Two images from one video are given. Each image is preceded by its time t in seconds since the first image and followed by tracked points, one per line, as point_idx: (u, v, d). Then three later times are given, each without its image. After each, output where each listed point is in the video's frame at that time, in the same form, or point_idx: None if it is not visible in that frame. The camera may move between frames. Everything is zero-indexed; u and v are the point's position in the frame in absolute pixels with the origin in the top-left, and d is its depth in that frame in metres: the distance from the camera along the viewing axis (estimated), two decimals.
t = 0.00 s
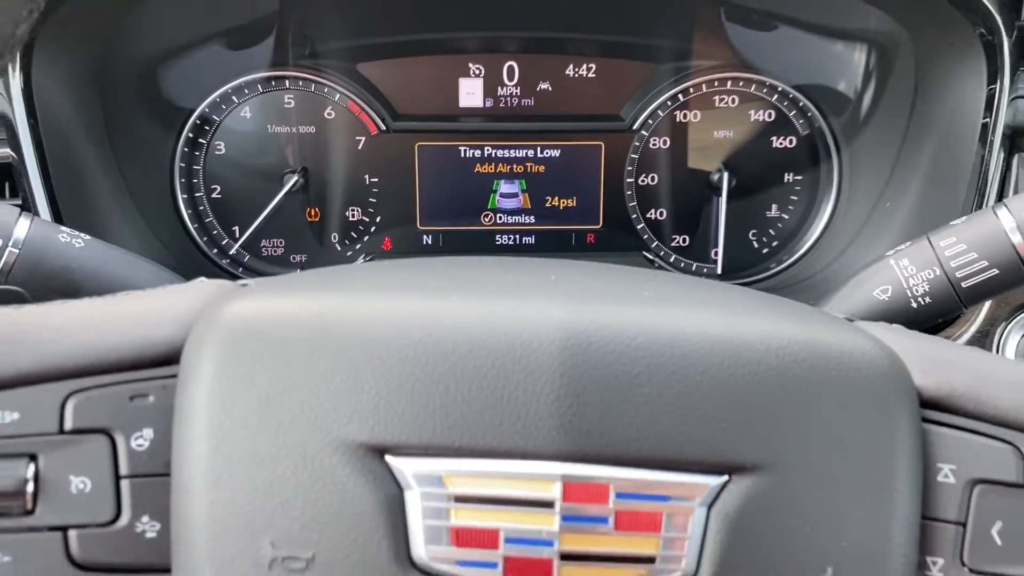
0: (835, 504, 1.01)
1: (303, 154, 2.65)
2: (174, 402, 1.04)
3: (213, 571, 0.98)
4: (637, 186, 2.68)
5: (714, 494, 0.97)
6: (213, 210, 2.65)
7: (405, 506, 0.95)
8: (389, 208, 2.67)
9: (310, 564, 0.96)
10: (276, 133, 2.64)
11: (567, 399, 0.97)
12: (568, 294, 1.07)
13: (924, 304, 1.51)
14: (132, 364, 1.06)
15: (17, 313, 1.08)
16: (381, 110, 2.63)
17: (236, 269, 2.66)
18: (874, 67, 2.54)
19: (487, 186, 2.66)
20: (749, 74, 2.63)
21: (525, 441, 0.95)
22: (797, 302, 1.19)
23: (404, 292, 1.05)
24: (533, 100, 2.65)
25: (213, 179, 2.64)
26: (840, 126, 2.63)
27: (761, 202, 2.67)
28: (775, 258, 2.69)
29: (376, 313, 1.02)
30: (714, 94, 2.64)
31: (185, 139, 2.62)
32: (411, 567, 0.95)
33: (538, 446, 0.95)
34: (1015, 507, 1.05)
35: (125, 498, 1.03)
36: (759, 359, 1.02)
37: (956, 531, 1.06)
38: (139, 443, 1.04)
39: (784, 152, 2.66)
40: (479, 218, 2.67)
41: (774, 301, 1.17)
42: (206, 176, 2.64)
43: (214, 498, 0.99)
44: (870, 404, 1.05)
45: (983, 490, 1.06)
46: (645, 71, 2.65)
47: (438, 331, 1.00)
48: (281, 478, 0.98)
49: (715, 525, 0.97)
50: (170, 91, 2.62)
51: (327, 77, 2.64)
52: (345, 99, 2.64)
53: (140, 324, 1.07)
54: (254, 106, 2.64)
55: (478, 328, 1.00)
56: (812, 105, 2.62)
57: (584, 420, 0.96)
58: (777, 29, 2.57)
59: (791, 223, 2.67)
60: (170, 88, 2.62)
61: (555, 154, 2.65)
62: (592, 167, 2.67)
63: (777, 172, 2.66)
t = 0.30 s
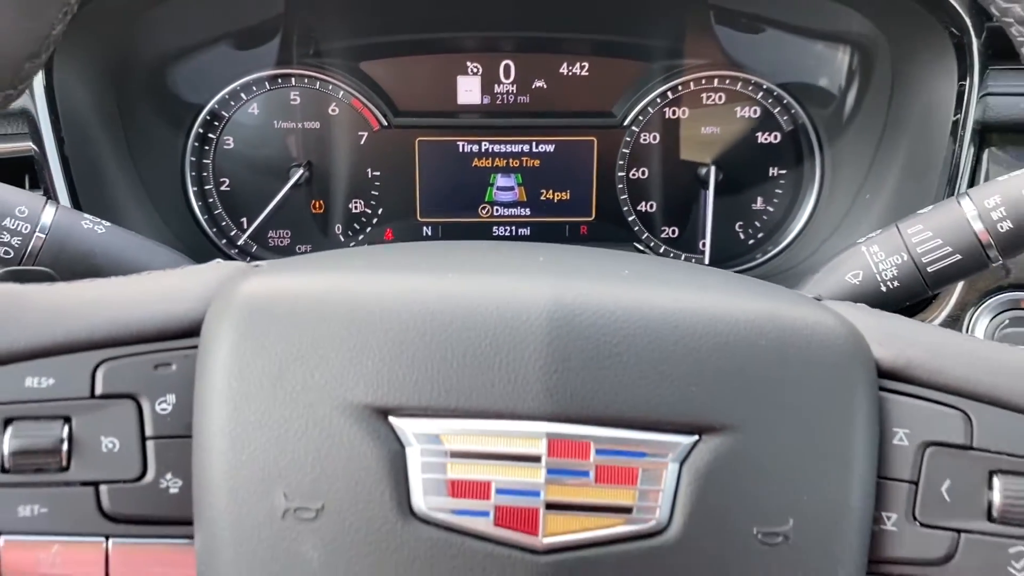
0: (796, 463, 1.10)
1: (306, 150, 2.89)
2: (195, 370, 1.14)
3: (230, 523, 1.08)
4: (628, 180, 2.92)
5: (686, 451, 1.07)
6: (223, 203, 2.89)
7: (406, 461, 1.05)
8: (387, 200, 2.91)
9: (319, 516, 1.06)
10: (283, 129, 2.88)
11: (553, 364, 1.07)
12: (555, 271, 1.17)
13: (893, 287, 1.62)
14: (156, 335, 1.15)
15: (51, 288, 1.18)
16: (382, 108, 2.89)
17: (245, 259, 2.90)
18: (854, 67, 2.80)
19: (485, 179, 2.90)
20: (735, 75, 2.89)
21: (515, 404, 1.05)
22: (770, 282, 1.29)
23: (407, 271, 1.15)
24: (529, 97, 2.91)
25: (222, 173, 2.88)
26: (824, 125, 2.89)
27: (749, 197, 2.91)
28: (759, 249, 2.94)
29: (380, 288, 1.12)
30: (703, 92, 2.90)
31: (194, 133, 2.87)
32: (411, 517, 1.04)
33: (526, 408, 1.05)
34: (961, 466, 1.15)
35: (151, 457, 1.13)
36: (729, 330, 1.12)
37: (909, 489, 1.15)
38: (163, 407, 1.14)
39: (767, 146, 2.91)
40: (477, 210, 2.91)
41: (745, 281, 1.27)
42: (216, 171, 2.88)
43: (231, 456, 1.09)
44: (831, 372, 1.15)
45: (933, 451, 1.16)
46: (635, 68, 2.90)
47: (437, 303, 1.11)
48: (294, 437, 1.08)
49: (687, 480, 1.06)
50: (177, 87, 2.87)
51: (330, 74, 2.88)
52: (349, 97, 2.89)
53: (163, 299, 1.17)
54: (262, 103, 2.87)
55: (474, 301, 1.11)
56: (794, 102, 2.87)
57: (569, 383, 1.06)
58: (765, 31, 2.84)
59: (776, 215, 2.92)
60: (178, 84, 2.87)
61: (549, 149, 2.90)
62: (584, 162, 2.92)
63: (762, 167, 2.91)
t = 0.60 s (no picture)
0: (765, 429, 1.18)
1: (307, 142, 3.22)
2: (207, 343, 1.22)
3: (239, 483, 1.16)
4: (620, 172, 3.26)
5: (663, 417, 1.15)
6: (227, 193, 3.26)
7: (403, 426, 1.13)
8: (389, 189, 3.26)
9: (323, 476, 1.14)
10: (286, 124, 3.22)
11: (540, 337, 1.15)
12: (545, 251, 1.26)
13: (869, 272, 1.78)
14: (171, 311, 1.24)
15: (72, 269, 1.27)
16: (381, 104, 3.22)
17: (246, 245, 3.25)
18: (844, 62, 3.09)
19: (481, 172, 3.24)
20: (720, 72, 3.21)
21: (505, 373, 1.13)
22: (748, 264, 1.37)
23: (406, 253, 1.24)
24: (524, 93, 3.23)
25: (228, 165, 3.25)
26: (809, 123, 3.22)
27: (736, 190, 3.24)
28: (746, 240, 3.27)
29: (380, 267, 1.21)
30: (692, 88, 3.22)
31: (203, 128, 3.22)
32: (409, 478, 1.12)
33: (515, 377, 1.13)
34: (923, 434, 1.23)
35: (166, 424, 1.21)
36: (704, 307, 1.21)
37: (874, 455, 1.23)
38: (177, 377, 1.22)
39: (754, 140, 3.24)
40: (475, 202, 3.26)
41: (722, 262, 1.34)
42: (221, 163, 3.24)
43: (241, 422, 1.17)
44: (800, 346, 1.23)
45: (897, 420, 1.24)
46: (626, 65, 3.23)
47: (433, 282, 1.19)
48: (300, 404, 1.16)
49: (664, 444, 1.14)
50: (190, 86, 3.24)
51: (330, 70, 3.23)
52: (349, 92, 3.23)
53: (178, 278, 1.25)
54: (267, 99, 3.23)
55: (467, 279, 1.19)
56: (780, 98, 3.20)
57: (555, 354, 1.14)
58: (753, 30, 3.15)
59: (764, 206, 3.25)
60: (192, 82, 3.24)
61: (544, 144, 3.23)
62: (574, 156, 3.24)
63: (750, 160, 3.24)
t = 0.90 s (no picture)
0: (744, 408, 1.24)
1: (309, 139, 3.39)
2: (213, 327, 1.28)
3: (243, 458, 1.22)
4: (614, 167, 3.42)
5: (647, 396, 1.21)
6: (230, 187, 3.42)
7: (400, 404, 1.19)
8: (392, 184, 3.42)
9: (324, 451, 1.20)
10: (287, 120, 3.38)
11: (529, 319, 1.21)
12: (535, 239, 1.32)
13: (850, 261, 2.09)
14: (179, 296, 1.30)
15: (84, 256, 1.33)
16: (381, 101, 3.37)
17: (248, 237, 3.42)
18: (833, 61, 3.26)
19: (478, 167, 3.38)
20: (709, 71, 3.36)
21: (496, 353, 1.19)
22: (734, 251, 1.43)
23: (404, 240, 1.30)
24: (519, 91, 3.38)
25: (231, 161, 3.41)
26: (799, 119, 3.38)
27: (727, 185, 3.41)
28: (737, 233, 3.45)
29: (378, 254, 1.27)
30: (684, 85, 3.37)
31: (207, 124, 3.38)
32: (405, 452, 1.18)
33: (505, 356, 1.19)
34: (895, 413, 1.29)
35: (174, 404, 1.27)
36: (687, 291, 1.27)
37: (848, 434, 1.29)
38: (185, 359, 1.28)
39: (745, 136, 3.40)
40: (471, 197, 3.41)
41: (705, 250, 1.40)
42: (224, 158, 3.41)
43: (246, 400, 1.23)
44: (778, 329, 1.28)
45: (871, 400, 1.30)
46: (619, 63, 3.37)
47: (429, 267, 1.25)
48: (302, 383, 1.22)
49: (646, 421, 1.20)
50: (192, 83, 3.38)
51: (332, 68, 3.37)
52: (350, 89, 3.37)
53: (185, 265, 1.32)
54: (269, 96, 3.37)
55: (461, 263, 1.25)
56: (770, 96, 3.35)
57: (545, 336, 1.20)
58: (747, 28, 3.30)
59: (755, 201, 3.42)
60: (195, 79, 3.39)
61: (539, 140, 3.38)
62: (569, 153, 3.41)
63: (741, 156, 3.40)
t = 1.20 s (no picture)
0: (728, 394, 1.30)
1: (312, 138, 3.49)
2: (220, 317, 1.34)
3: (250, 442, 1.27)
4: (609, 166, 3.52)
5: (635, 382, 1.27)
6: (234, 186, 3.52)
7: (399, 390, 1.25)
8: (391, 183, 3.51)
9: (327, 435, 1.25)
10: (288, 119, 3.47)
11: (524, 309, 1.26)
12: (530, 232, 1.38)
13: (835, 254, 2.27)
14: (187, 287, 1.35)
15: (94, 250, 1.38)
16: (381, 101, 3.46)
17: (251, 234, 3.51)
18: (824, 63, 3.38)
19: (476, 166, 3.48)
20: (702, 70, 3.47)
21: (491, 342, 1.25)
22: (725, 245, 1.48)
23: (405, 235, 1.35)
24: (517, 91, 3.48)
25: (234, 160, 3.50)
26: (790, 120, 3.49)
27: (720, 184, 3.51)
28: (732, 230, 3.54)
29: (379, 248, 1.32)
30: (677, 85, 3.48)
31: (210, 124, 3.48)
32: (404, 436, 1.23)
33: (500, 345, 1.25)
34: (875, 400, 1.34)
35: (183, 391, 1.33)
36: (675, 283, 1.32)
37: (830, 420, 1.35)
38: (194, 348, 1.34)
39: (738, 135, 3.50)
40: (469, 195, 3.50)
41: (694, 245, 1.46)
42: (228, 157, 3.50)
43: (252, 386, 1.29)
44: (762, 319, 1.34)
45: (852, 388, 1.35)
46: (613, 64, 3.47)
47: (427, 260, 1.31)
48: (305, 370, 1.27)
49: (635, 406, 1.26)
50: (197, 84, 3.49)
51: (333, 69, 3.46)
52: (351, 89, 3.46)
53: (194, 258, 1.37)
54: (272, 96, 3.46)
55: (458, 256, 1.31)
56: (762, 96, 3.47)
57: (538, 325, 1.26)
58: (740, 31, 3.41)
59: (748, 198, 3.52)
60: (200, 80, 3.49)
61: (536, 139, 3.48)
62: (566, 151, 3.50)
63: (734, 155, 3.51)
